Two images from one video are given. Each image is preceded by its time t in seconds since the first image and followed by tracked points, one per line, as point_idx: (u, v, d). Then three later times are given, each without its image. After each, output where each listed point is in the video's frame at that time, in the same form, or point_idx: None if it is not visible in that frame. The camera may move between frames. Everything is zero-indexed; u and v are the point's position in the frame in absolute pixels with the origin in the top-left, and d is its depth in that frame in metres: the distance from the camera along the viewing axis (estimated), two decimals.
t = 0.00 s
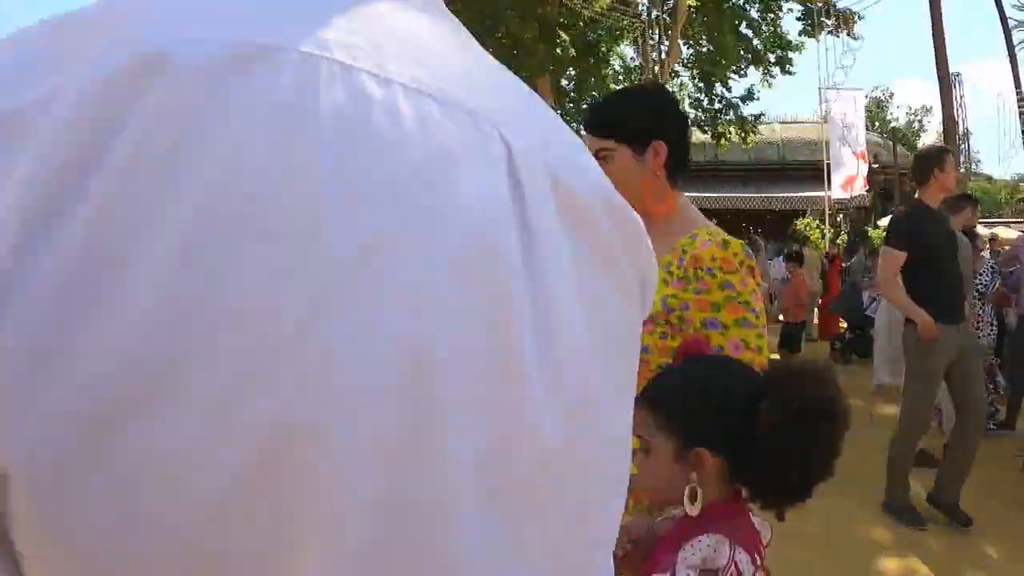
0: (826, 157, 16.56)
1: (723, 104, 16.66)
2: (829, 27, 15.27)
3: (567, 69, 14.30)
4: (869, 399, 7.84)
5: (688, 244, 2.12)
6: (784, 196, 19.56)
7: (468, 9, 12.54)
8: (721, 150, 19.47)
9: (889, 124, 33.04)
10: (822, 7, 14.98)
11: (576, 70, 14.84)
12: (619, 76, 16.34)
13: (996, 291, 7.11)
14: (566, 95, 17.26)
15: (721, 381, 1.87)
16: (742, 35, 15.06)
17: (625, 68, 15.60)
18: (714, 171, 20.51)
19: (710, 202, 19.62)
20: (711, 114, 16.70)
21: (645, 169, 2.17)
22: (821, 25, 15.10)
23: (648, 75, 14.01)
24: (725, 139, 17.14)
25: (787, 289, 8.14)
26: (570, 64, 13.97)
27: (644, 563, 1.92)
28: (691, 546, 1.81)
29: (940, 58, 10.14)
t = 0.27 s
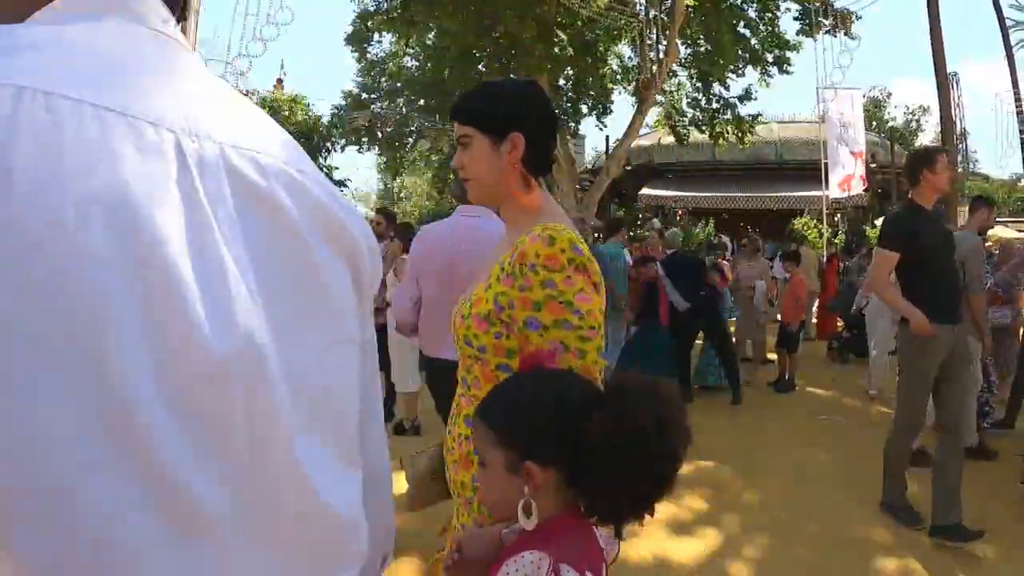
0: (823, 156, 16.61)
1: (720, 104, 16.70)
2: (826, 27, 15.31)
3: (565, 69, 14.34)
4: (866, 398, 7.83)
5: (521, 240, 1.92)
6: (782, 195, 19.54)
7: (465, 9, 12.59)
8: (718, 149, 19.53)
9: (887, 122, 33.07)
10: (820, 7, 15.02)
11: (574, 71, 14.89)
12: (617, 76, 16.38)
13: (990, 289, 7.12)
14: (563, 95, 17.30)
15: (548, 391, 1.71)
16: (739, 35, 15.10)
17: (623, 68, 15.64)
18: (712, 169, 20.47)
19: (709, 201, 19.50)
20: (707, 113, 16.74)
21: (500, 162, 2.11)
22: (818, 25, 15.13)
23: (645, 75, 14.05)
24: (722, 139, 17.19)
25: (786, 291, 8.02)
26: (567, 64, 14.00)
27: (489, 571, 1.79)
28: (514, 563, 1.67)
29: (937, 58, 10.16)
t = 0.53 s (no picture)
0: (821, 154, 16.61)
1: (718, 103, 16.71)
2: (824, 26, 15.31)
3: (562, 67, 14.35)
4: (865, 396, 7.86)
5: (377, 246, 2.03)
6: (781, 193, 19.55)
7: (463, 8, 12.61)
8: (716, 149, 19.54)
9: (885, 121, 33.09)
10: (818, 7, 15.03)
11: (572, 69, 14.90)
12: (616, 75, 16.39)
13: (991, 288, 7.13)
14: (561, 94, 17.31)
15: (373, 384, 1.53)
16: (737, 34, 15.11)
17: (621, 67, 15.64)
18: (710, 167, 20.46)
19: (707, 199, 19.52)
20: (705, 112, 16.75)
21: (366, 166, 2.15)
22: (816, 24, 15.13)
23: (643, 74, 14.06)
24: (720, 138, 17.20)
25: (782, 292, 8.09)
26: (565, 63, 14.00)
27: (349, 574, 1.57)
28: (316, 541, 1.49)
29: (936, 56, 10.15)
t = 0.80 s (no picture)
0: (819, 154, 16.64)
1: (717, 102, 16.71)
2: (822, 25, 15.31)
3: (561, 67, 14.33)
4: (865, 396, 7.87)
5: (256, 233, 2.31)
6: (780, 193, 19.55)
7: (462, 7, 12.58)
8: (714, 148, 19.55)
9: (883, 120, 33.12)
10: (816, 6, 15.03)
11: (571, 68, 14.88)
12: (614, 74, 16.39)
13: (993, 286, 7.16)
14: (559, 94, 17.30)
15: (219, 389, 1.73)
16: (736, 33, 15.11)
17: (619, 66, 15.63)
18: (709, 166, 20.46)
19: (705, 198, 19.52)
20: (704, 112, 16.74)
21: (252, 159, 2.36)
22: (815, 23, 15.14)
23: (642, 74, 14.05)
24: (719, 137, 17.21)
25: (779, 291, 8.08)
26: (563, 62, 13.98)
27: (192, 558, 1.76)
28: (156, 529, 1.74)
29: (934, 55, 10.15)
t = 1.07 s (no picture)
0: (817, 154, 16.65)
1: (716, 102, 16.70)
2: (821, 25, 15.32)
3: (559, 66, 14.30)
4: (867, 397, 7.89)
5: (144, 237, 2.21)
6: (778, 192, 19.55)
7: (460, 6, 12.56)
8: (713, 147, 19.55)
9: (881, 120, 33.16)
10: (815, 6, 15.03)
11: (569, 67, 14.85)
12: (613, 73, 16.37)
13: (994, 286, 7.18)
14: (558, 93, 17.27)
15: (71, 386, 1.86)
16: (734, 33, 15.12)
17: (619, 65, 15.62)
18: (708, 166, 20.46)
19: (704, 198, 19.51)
20: (702, 111, 16.73)
21: (153, 165, 2.29)
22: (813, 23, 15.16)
23: (640, 73, 14.03)
24: (717, 137, 17.20)
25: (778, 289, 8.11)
26: (562, 61, 13.95)
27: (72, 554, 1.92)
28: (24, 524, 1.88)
29: (932, 55, 10.17)
